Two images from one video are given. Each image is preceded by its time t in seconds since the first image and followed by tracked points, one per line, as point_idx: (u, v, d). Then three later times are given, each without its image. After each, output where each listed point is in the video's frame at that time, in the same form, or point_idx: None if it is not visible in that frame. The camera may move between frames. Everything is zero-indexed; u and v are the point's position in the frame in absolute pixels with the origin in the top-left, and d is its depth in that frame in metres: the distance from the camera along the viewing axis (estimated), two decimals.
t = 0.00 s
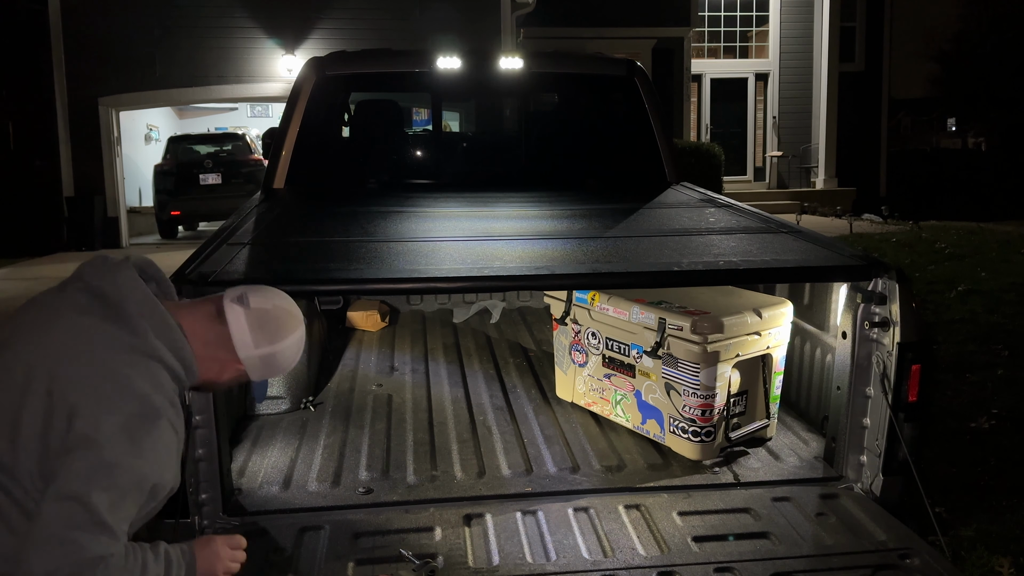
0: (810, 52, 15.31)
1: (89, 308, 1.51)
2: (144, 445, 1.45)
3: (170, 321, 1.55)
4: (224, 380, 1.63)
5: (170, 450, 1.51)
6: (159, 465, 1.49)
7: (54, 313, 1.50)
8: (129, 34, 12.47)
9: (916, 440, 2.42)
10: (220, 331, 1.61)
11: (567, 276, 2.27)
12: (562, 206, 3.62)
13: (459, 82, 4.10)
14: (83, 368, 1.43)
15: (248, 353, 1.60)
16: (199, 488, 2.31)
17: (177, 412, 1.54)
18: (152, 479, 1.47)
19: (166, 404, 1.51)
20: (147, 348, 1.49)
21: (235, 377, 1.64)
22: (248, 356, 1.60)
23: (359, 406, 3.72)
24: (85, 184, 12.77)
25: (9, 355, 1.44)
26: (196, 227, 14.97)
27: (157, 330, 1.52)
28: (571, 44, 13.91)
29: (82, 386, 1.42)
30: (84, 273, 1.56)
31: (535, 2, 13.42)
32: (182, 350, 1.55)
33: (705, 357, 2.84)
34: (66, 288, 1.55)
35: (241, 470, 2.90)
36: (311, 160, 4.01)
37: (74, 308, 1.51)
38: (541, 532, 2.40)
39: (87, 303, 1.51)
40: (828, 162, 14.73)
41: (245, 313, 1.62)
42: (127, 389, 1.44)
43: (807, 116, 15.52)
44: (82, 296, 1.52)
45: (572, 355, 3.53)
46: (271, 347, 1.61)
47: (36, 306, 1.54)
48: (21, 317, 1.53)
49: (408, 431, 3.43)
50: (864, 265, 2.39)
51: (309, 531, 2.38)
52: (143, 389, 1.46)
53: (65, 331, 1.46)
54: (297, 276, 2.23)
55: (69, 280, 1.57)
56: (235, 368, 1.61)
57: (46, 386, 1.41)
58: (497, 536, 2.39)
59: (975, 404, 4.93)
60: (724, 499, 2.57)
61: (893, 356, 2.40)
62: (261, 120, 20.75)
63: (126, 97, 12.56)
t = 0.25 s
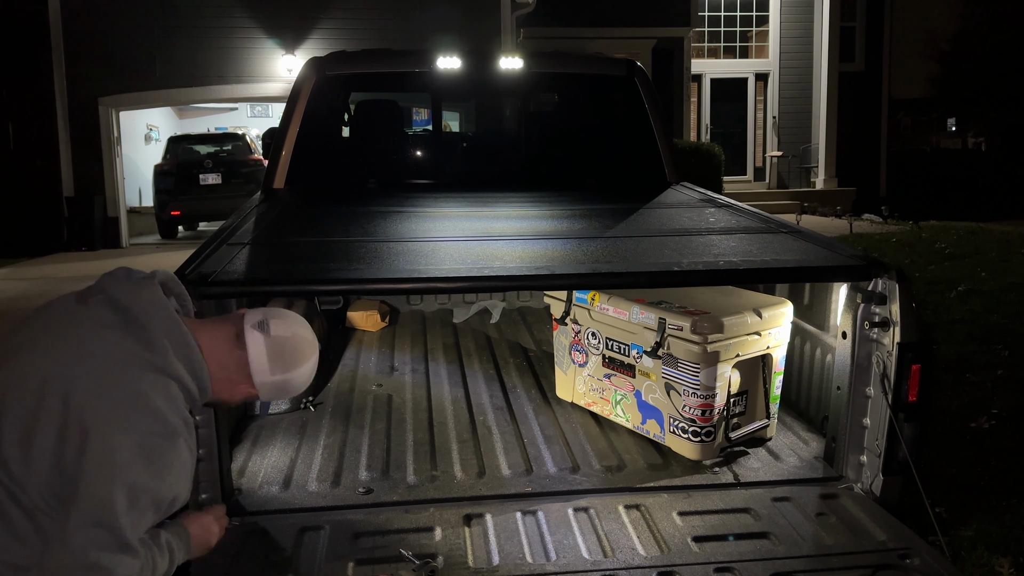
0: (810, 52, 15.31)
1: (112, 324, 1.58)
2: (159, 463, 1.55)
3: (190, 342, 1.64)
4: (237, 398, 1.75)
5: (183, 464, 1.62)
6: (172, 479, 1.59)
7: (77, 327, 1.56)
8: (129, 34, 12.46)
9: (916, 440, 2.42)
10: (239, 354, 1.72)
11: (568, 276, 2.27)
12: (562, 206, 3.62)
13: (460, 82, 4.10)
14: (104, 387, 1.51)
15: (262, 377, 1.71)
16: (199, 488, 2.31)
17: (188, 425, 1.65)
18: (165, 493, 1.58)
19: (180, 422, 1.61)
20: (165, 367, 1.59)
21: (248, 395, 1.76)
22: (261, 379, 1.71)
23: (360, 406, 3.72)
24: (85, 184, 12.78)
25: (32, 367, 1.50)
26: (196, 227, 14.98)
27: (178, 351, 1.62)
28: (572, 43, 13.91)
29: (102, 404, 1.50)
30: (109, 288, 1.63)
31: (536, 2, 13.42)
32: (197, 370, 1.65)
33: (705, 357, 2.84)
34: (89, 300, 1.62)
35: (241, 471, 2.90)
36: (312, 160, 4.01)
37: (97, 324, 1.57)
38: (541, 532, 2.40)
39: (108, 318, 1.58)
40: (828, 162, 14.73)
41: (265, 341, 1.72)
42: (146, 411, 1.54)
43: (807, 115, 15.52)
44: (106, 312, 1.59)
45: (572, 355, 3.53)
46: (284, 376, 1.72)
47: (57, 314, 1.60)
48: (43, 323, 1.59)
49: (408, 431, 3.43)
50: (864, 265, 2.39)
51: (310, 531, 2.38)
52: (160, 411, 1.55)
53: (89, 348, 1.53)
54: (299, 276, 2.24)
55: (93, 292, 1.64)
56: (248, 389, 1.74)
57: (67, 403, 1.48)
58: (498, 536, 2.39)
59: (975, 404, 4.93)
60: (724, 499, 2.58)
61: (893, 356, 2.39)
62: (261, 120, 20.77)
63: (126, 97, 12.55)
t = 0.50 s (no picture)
0: (810, 52, 15.31)
1: (129, 334, 1.58)
2: (175, 473, 1.54)
3: (208, 353, 1.65)
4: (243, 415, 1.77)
5: (204, 474, 1.62)
6: (190, 490, 1.59)
7: (94, 337, 1.56)
8: (129, 34, 12.46)
9: (916, 440, 2.42)
10: (253, 373, 1.75)
11: (567, 276, 2.27)
12: (562, 206, 3.62)
13: (459, 82, 4.11)
14: (121, 393, 1.51)
15: (274, 399, 1.75)
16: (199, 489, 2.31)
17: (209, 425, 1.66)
18: (185, 503, 1.57)
19: (199, 432, 1.60)
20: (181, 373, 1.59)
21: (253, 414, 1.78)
22: (272, 400, 1.75)
23: (360, 406, 3.72)
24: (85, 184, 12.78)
25: (47, 375, 1.50)
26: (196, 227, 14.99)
27: (196, 359, 1.63)
28: (572, 43, 13.91)
29: (116, 416, 1.49)
30: (129, 299, 1.63)
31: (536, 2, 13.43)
32: (213, 376, 1.65)
33: (705, 357, 2.84)
34: (108, 309, 1.62)
35: (241, 471, 2.90)
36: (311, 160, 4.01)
37: (115, 333, 1.57)
38: (541, 533, 2.40)
39: (126, 327, 1.58)
40: (828, 162, 14.74)
41: (280, 363, 1.77)
42: (164, 416, 1.53)
43: (807, 115, 15.52)
44: (122, 321, 1.59)
45: (572, 355, 3.53)
46: (294, 399, 1.76)
47: (76, 323, 1.60)
48: (60, 331, 1.59)
49: (408, 431, 3.43)
50: (864, 265, 2.39)
51: (310, 531, 2.38)
52: (176, 424, 1.54)
53: (104, 360, 1.53)
54: (299, 276, 2.24)
55: (112, 301, 1.64)
56: (256, 409, 1.75)
57: (80, 415, 1.48)
58: (498, 536, 2.39)
59: (975, 404, 4.93)
60: (725, 499, 2.58)
61: (893, 356, 2.39)
62: (261, 120, 20.79)
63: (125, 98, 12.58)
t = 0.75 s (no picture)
0: (810, 52, 15.31)
1: (147, 339, 1.64)
2: (200, 468, 1.63)
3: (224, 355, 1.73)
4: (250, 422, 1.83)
5: (223, 468, 1.71)
6: (210, 483, 1.68)
7: (112, 343, 1.62)
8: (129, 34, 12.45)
9: (916, 440, 2.42)
10: (262, 382, 1.81)
11: (567, 277, 2.27)
12: (562, 206, 3.62)
13: (460, 82, 4.10)
14: (147, 393, 1.58)
15: (280, 408, 1.81)
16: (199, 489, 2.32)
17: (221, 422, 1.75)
18: (206, 495, 1.67)
19: (220, 429, 1.70)
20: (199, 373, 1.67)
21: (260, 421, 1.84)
22: (279, 409, 1.81)
23: (360, 406, 3.72)
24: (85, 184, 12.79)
25: (71, 381, 1.55)
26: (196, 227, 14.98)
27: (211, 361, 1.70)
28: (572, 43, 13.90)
29: (143, 418, 1.56)
30: (143, 305, 1.69)
31: (536, 2, 13.43)
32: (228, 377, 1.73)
33: (705, 358, 2.84)
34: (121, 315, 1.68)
35: (241, 471, 2.90)
36: (311, 160, 4.01)
37: (132, 339, 1.64)
38: (541, 533, 2.40)
39: (142, 334, 1.65)
40: (828, 162, 14.73)
41: (288, 372, 1.82)
42: (188, 412, 1.61)
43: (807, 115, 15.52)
44: (140, 326, 1.65)
45: (572, 355, 3.53)
46: (300, 408, 1.81)
47: (89, 329, 1.65)
48: (73, 337, 1.63)
49: (408, 431, 3.43)
50: (864, 265, 2.40)
51: (310, 531, 2.38)
52: (201, 423, 1.62)
53: (128, 365, 1.60)
54: (299, 277, 2.24)
55: (124, 309, 1.70)
56: (261, 416, 1.82)
57: (107, 419, 1.54)
58: (498, 536, 2.39)
59: (975, 404, 4.93)
60: (725, 499, 2.57)
61: (893, 356, 2.39)
62: (261, 120, 20.81)
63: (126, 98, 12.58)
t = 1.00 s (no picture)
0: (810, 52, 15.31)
1: (151, 337, 1.64)
2: (209, 461, 1.65)
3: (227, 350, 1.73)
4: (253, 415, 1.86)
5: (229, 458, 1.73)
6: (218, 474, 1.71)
7: (117, 340, 1.61)
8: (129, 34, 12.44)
9: (916, 440, 2.42)
10: (263, 376, 1.82)
11: (567, 277, 2.27)
12: (562, 206, 3.62)
13: (460, 82, 4.10)
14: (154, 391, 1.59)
15: (281, 402, 1.82)
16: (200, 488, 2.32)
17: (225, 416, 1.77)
18: (215, 485, 1.70)
19: (227, 421, 1.72)
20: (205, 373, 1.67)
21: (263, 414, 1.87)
22: (280, 403, 1.82)
23: (360, 406, 3.72)
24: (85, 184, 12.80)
25: (78, 379, 1.55)
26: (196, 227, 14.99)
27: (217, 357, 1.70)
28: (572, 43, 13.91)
29: (153, 415, 1.57)
30: (144, 301, 1.68)
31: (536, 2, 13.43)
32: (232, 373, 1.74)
33: (705, 357, 2.84)
34: (123, 312, 1.67)
35: (241, 470, 2.90)
36: (311, 161, 4.00)
37: (136, 336, 1.63)
38: (541, 532, 2.40)
39: (146, 330, 1.64)
40: (828, 162, 14.74)
41: (288, 366, 1.83)
42: (196, 410, 1.62)
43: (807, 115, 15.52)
44: (143, 324, 1.65)
45: (572, 355, 3.53)
46: (301, 402, 1.83)
47: (90, 327, 1.64)
48: (75, 337, 1.62)
49: (408, 431, 3.43)
50: (863, 265, 2.40)
51: (310, 531, 2.37)
52: (208, 419, 1.64)
53: (132, 363, 1.60)
54: (298, 276, 2.24)
55: (125, 305, 1.68)
56: (263, 410, 1.84)
57: (115, 420, 1.55)
58: (497, 536, 2.39)
59: (975, 404, 4.93)
60: (725, 499, 2.57)
61: (893, 355, 2.39)
62: (261, 120, 20.83)
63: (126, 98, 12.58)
